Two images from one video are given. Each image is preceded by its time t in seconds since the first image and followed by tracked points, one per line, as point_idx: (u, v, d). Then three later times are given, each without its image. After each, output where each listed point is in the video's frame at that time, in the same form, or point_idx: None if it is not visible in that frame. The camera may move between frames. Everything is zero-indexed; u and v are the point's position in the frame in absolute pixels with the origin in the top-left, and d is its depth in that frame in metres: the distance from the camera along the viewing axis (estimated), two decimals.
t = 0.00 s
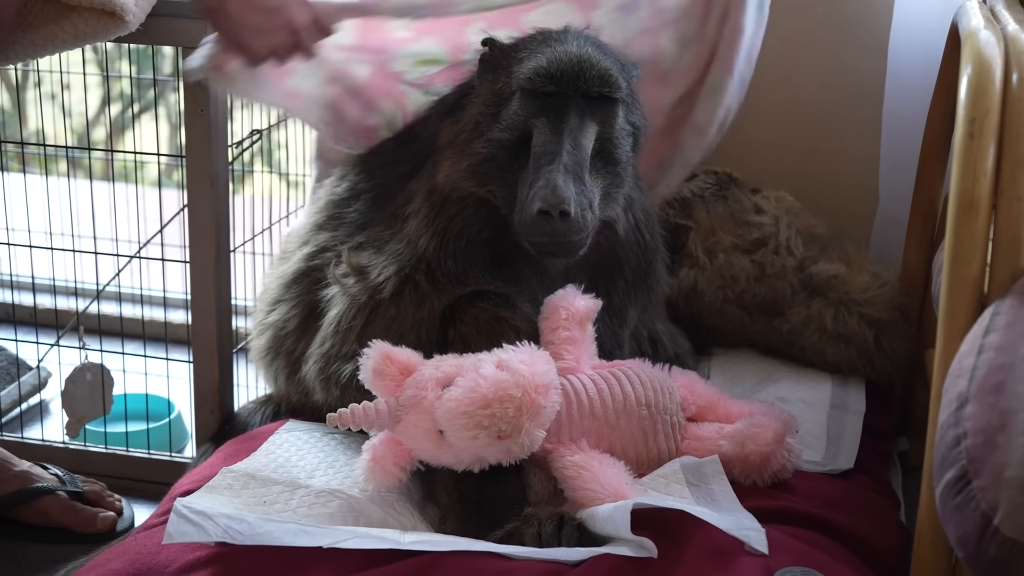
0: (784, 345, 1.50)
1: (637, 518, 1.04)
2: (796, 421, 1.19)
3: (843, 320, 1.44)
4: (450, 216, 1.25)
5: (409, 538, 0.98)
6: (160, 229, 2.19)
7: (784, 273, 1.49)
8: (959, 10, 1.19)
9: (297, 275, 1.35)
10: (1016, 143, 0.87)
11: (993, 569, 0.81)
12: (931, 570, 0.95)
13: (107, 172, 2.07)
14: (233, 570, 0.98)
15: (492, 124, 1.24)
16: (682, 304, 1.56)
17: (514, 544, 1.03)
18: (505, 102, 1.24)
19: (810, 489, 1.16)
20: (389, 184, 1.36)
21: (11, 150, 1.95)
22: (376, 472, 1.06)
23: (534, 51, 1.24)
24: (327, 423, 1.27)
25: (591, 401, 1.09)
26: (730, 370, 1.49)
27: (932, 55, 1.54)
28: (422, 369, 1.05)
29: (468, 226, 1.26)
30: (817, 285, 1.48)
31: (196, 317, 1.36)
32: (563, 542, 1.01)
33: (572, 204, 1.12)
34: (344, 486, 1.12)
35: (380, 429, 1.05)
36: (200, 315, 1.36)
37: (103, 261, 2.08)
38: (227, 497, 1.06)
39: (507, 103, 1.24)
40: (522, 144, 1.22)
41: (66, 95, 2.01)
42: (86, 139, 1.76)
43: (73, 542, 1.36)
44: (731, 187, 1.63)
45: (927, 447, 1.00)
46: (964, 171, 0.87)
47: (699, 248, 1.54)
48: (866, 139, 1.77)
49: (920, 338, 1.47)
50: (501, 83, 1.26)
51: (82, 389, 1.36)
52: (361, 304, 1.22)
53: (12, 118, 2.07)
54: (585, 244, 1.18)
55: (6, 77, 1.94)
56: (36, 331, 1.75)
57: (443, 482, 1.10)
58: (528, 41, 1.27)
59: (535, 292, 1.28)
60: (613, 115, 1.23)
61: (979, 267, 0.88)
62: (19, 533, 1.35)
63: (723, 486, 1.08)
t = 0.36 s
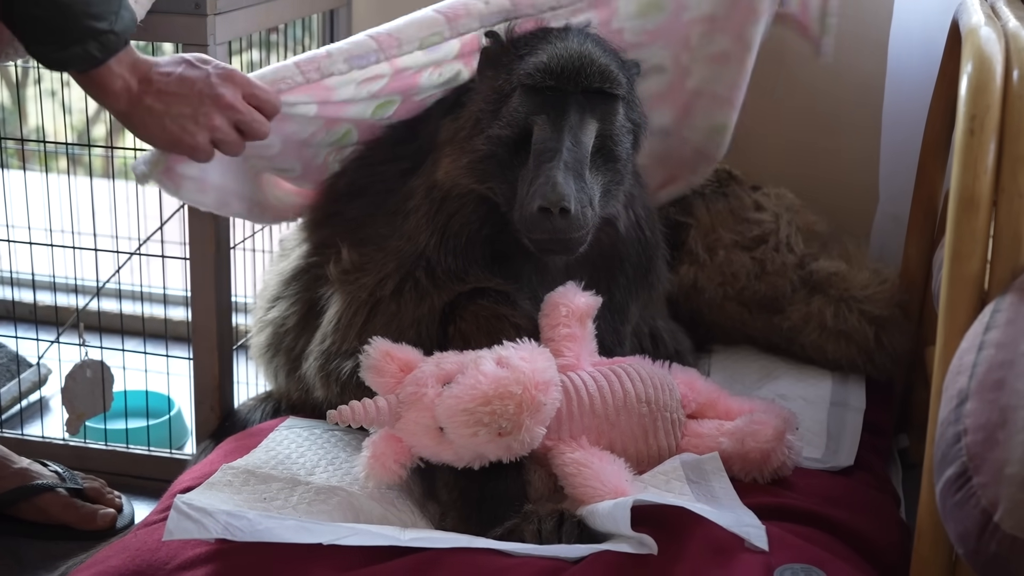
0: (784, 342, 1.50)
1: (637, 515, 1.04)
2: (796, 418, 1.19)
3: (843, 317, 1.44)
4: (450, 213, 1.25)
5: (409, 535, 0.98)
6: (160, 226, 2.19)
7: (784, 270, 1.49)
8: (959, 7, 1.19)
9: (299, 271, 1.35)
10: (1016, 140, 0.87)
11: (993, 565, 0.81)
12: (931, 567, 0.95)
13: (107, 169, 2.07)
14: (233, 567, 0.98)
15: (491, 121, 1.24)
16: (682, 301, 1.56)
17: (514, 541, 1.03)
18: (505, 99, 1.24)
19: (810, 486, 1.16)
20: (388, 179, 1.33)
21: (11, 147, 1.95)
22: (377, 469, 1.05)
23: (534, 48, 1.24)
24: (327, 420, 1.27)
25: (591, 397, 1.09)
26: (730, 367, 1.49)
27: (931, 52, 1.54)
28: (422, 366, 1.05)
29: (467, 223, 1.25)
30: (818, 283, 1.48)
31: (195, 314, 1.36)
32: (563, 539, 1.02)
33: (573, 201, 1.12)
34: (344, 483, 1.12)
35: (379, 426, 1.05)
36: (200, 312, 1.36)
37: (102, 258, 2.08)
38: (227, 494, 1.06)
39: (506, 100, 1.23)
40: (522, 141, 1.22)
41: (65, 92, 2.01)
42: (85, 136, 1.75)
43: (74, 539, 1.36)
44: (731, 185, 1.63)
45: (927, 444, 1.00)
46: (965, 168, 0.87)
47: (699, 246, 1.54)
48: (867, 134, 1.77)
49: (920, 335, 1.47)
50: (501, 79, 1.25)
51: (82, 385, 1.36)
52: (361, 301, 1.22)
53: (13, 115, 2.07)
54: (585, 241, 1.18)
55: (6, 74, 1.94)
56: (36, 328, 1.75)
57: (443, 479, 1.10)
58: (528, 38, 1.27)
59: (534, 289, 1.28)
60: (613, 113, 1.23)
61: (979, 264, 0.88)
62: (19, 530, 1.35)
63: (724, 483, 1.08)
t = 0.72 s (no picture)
0: (784, 339, 1.50)
1: (636, 511, 1.04)
2: (796, 415, 1.19)
3: (843, 314, 1.44)
4: (450, 209, 1.25)
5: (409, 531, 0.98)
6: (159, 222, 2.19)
7: (785, 268, 1.48)
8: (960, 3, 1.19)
9: (301, 265, 1.33)
10: (1017, 137, 0.87)
11: (993, 563, 0.81)
12: (931, 563, 0.95)
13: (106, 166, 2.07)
14: (234, 563, 0.98)
15: (492, 118, 1.24)
16: (682, 297, 1.56)
17: (514, 537, 1.03)
18: (505, 96, 1.23)
19: (811, 483, 1.15)
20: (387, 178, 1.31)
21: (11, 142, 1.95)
22: (377, 466, 1.06)
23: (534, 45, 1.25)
24: (327, 416, 1.27)
25: (591, 394, 1.09)
26: (731, 364, 1.49)
27: (932, 50, 1.54)
28: (422, 363, 1.05)
29: (467, 220, 1.25)
30: (818, 280, 1.47)
31: (195, 310, 1.36)
32: (563, 535, 1.02)
33: (573, 198, 1.12)
34: (343, 479, 1.11)
35: (379, 423, 1.05)
36: (200, 309, 1.36)
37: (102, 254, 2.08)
38: (227, 490, 1.06)
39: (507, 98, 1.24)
40: (522, 138, 1.22)
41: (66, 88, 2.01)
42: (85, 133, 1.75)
43: (74, 535, 1.36)
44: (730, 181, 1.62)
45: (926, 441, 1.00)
46: (965, 165, 0.87)
47: (699, 243, 1.54)
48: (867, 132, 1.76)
49: (921, 332, 1.47)
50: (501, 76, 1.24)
51: (82, 382, 1.36)
52: (361, 298, 1.22)
53: (13, 111, 2.07)
54: (586, 238, 1.18)
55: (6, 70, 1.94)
56: (35, 324, 1.75)
57: (443, 475, 1.10)
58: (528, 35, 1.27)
59: (534, 287, 1.28)
60: (614, 109, 1.23)
61: (980, 260, 0.88)
62: (20, 525, 1.36)
63: (723, 480, 1.08)
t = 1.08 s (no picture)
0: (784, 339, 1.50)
1: (636, 510, 1.04)
2: (795, 413, 1.19)
3: (843, 313, 1.43)
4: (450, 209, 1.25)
5: (409, 531, 0.99)
6: (159, 221, 2.19)
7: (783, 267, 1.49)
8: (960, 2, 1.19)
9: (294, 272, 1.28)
10: (1016, 136, 0.87)
11: (992, 563, 0.81)
12: (930, 562, 0.95)
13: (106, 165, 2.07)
14: (234, 562, 0.98)
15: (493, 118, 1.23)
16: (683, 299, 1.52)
17: (513, 536, 1.03)
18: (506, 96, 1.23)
19: (811, 482, 1.15)
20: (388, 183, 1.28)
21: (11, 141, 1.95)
22: (376, 464, 1.07)
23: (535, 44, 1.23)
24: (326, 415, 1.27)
25: (591, 393, 1.09)
26: (730, 363, 1.49)
27: (932, 48, 1.54)
28: (421, 362, 1.05)
29: (468, 220, 1.25)
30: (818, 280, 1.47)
31: (195, 310, 1.36)
32: (563, 535, 1.02)
33: (574, 199, 1.12)
34: (342, 478, 1.11)
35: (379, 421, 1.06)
36: (200, 308, 1.36)
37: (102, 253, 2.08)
38: (227, 489, 1.06)
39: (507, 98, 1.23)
40: (523, 138, 1.21)
41: (66, 87, 2.01)
42: (85, 132, 1.74)
43: (73, 534, 1.36)
44: (728, 181, 1.63)
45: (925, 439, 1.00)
46: (965, 164, 0.87)
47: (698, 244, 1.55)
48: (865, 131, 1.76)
49: (921, 331, 1.47)
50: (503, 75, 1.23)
51: (82, 380, 1.36)
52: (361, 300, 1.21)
53: (12, 109, 2.07)
54: (586, 238, 1.18)
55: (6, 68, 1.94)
56: (35, 323, 1.75)
57: (440, 474, 1.10)
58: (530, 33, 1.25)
59: (534, 286, 1.27)
60: (615, 109, 1.23)
61: (979, 259, 0.88)
62: (20, 524, 1.36)
63: (723, 478, 1.08)
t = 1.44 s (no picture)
0: (784, 342, 1.50)
1: (637, 514, 1.04)
2: (796, 417, 1.19)
3: (844, 316, 1.43)
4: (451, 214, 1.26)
5: (410, 535, 0.99)
6: (160, 224, 2.20)
7: (784, 270, 1.50)
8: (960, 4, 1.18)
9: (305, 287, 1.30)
10: (1017, 140, 0.87)
11: (994, 567, 0.80)
12: (931, 565, 0.95)
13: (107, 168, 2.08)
14: (235, 567, 0.98)
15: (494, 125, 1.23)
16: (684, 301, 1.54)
17: (514, 540, 1.03)
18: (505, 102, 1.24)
19: (812, 486, 1.15)
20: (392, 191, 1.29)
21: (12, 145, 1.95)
22: (376, 468, 1.07)
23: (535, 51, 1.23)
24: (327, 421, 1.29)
25: (591, 397, 1.09)
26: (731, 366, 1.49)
27: (933, 50, 1.54)
28: (422, 366, 1.04)
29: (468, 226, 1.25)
30: (818, 282, 1.47)
31: (196, 314, 1.36)
32: (563, 539, 1.01)
33: (574, 207, 1.12)
34: (343, 483, 1.12)
35: (380, 426, 1.06)
36: (201, 312, 1.36)
37: (103, 257, 2.09)
38: (227, 493, 1.06)
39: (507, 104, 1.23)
40: (523, 145, 1.22)
41: (66, 90, 2.01)
42: (86, 135, 1.74)
43: (74, 538, 1.36)
44: (728, 185, 1.64)
45: (927, 443, 1.00)
46: (965, 167, 0.87)
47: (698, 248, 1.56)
48: (865, 135, 1.76)
49: (921, 333, 1.47)
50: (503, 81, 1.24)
51: (83, 385, 1.36)
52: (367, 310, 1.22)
53: (13, 113, 2.07)
54: (586, 245, 1.18)
55: (7, 72, 1.94)
56: (36, 327, 1.75)
57: (443, 478, 1.11)
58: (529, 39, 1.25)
59: (535, 290, 1.27)
60: (615, 116, 1.23)
61: (980, 262, 0.88)
62: (21, 529, 1.36)
63: (724, 482, 1.08)
